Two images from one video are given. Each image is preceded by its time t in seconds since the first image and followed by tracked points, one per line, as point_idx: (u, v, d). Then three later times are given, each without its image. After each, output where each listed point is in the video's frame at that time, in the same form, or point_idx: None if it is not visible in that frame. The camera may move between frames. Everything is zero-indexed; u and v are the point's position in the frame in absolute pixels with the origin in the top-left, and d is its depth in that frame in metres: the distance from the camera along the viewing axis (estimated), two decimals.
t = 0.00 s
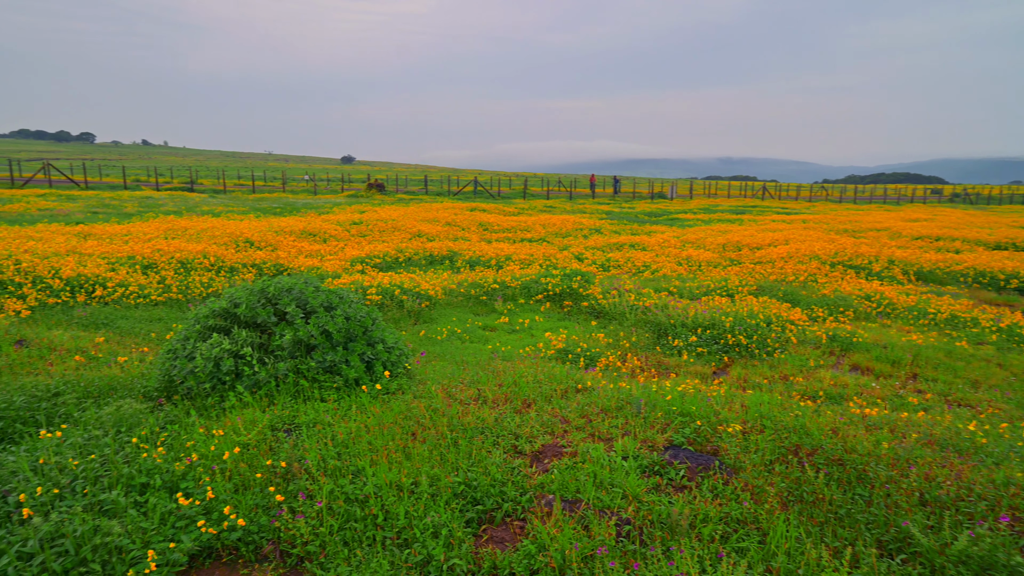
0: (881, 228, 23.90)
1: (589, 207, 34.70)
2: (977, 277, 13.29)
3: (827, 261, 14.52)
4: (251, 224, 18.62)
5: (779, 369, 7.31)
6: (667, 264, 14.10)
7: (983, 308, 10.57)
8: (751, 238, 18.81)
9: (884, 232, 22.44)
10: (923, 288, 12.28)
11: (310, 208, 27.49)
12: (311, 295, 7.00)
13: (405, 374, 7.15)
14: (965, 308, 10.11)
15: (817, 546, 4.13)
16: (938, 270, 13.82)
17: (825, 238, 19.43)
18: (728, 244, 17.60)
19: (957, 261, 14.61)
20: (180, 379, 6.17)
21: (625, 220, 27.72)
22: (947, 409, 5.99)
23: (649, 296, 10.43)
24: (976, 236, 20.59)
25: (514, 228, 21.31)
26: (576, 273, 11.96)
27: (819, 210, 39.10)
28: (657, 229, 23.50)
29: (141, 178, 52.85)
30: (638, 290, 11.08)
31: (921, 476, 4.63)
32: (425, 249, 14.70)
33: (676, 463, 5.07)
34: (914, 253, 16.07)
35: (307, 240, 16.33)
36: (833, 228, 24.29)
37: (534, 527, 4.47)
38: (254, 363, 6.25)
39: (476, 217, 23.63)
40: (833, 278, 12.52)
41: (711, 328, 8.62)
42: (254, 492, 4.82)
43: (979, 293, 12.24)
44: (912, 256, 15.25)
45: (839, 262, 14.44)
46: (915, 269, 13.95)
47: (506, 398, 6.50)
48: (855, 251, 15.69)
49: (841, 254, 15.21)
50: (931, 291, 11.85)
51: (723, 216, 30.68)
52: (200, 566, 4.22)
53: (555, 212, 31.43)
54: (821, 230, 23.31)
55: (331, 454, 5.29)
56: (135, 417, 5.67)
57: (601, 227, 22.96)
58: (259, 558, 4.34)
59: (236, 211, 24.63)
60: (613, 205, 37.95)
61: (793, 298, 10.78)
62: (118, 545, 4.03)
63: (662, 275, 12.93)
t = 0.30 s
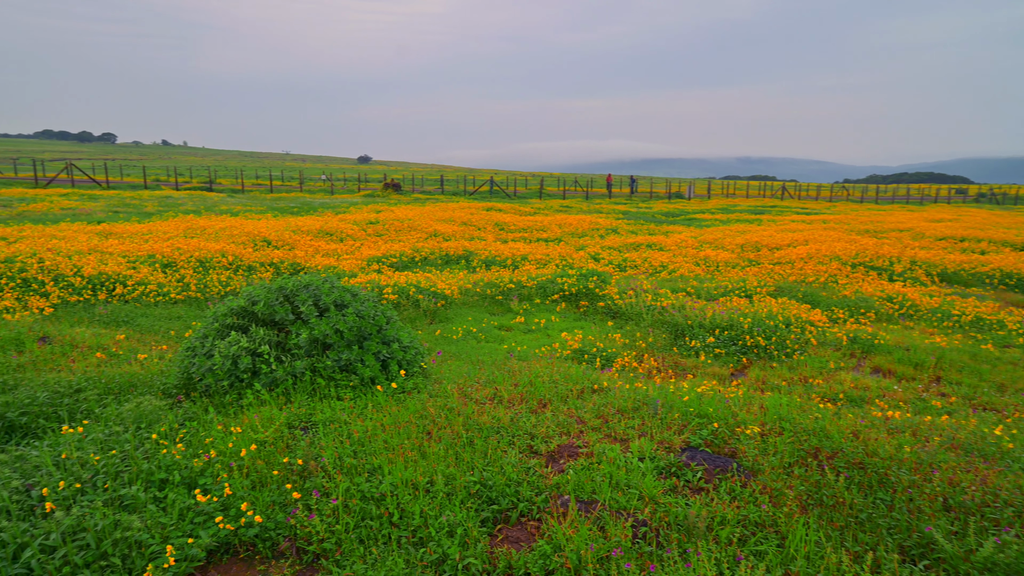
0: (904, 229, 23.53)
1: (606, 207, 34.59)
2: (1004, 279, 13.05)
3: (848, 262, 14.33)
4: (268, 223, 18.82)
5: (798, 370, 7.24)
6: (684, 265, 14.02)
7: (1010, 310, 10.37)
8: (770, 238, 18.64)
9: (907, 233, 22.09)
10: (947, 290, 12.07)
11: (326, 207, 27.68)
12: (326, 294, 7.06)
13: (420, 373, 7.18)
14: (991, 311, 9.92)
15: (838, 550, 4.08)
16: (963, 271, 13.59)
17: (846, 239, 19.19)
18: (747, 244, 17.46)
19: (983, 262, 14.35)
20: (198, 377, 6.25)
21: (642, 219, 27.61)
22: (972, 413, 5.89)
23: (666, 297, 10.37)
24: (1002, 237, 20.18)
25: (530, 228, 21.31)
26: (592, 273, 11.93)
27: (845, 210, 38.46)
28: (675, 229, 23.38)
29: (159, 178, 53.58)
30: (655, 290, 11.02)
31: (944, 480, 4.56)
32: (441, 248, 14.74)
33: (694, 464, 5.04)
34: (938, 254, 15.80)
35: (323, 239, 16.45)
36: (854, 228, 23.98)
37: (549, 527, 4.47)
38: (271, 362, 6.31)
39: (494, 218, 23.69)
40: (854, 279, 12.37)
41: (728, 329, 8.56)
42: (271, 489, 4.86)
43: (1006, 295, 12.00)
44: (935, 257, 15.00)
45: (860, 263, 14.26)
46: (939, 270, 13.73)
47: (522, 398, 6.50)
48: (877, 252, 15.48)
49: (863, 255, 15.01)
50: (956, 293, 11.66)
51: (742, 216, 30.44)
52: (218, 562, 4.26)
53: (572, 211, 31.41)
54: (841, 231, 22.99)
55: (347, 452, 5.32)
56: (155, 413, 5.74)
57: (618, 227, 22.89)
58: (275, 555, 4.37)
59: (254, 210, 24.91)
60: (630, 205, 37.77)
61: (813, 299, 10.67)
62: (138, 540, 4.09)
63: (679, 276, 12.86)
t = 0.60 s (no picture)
0: (928, 230, 23.14)
1: (623, 207, 34.45)
2: None
3: (869, 263, 14.14)
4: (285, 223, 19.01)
5: (818, 373, 7.16)
6: (701, 266, 13.92)
7: None
8: (789, 239, 18.45)
9: (931, 234, 21.70)
10: (972, 292, 11.85)
11: (342, 207, 27.87)
12: (343, 294, 7.11)
13: (436, 372, 7.20)
14: (1019, 314, 9.71)
15: (858, 556, 4.02)
16: (989, 274, 13.33)
17: (867, 240, 18.92)
18: (765, 245, 17.29)
19: (1010, 265, 14.06)
20: (216, 374, 6.33)
21: (658, 220, 27.50)
22: (998, 419, 5.77)
23: (683, 298, 10.30)
24: None
25: (546, 228, 21.29)
26: (608, 274, 11.89)
27: (864, 211, 37.93)
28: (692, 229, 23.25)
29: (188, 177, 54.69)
30: (672, 291, 10.96)
31: (969, 487, 4.48)
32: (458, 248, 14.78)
33: (711, 467, 4.99)
34: (962, 256, 15.51)
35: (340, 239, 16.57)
36: (876, 230, 23.64)
37: (564, 528, 4.45)
38: (288, 360, 6.37)
39: (510, 218, 23.70)
40: (876, 281, 12.19)
41: (746, 330, 8.49)
42: (288, 487, 4.90)
43: None
44: (960, 259, 14.74)
45: (882, 264, 14.05)
46: (963, 273, 13.47)
47: (538, 399, 6.49)
48: (899, 253, 15.25)
49: (885, 257, 14.79)
50: (982, 296, 11.44)
51: (760, 217, 30.15)
52: (235, 558, 4.31)
53: (588, 212, 31.36)
54: (863, 232, 22.63)
55: (363, 451, 5.35)
56: (173, 410, 5.81)
57: (634, 228, 22.79)
58: (291, 552, 4.40)
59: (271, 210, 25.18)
60: (644, 205, 37.57)
61: (833, 301, 10.54)
62: (156, 535, 4.14)
63: (696, 277, 12.77)
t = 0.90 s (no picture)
0: (954, 231, 22.69)
1: (640, 207, 34.29)
2: None
3: (893, 265, 13.91)
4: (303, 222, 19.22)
5: (839, 376, 7.07)
6: (720, 266, 13.82)
7: None
8: (811, 240, 18.22)
9: (958, 236, 21.27)
10: (1001, 295, 11.60)
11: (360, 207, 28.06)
12: (360, 293, 7.18)
13: (453, 372, 7.23)
14: None
15: (880, 562, 3.97)
16: (1018, 276, 13.04)
17: (890, 241, 18.61)
18: (786, 246, 17.09)
19: None
20: (236, 372, 6.42)
21: (676, 220, 27.34)
22: None
23: (701, 299, 10.23)
24: None
25: (563, 228, 21.26)
26: (626, 274, 11.84)
27: (885, 211, 37.33)
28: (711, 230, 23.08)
29: (206, 177, 55.52)
30: (690, 292, 10.89)
31: (996, 493, 4.40)
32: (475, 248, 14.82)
33: (729, 470, 4.96)
34: (990, 257, 15.18)
35: (357, 238, 16.70)
36: (900, 231, 23.26)
37: (581, 529, 4.45)
38: (306, 359, 6.44)
39: (527, 218, 23.70)
40: (901, 283, 11.99)
41: (766, 332, 8.41)
42: (306, 484, 4.96)
43: None
44: (987, 260, 14.43)
45: (907, 266, 13.83)
46: (991, 275, 13.18)
47: (555, 399, 6.50)
48: (923, 255, 14.99)
49: (909, 258, 14.56)
50: (1012, 299, 11.20)
51: (779, 218, 29.83)
52: (253, 554, 4.37)
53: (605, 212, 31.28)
54: (887, 233, 22.23)
55: (380, 449, 5.38)
56: (194, 407, 5.90)
57: (652, 228, 22.68)
58: (309, 549, 4.44)
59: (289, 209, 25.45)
60: (660, 205, 37.33)
61: (856, 303, 10.41)
62: (176, 530, 4.21)
63: (715, 278, 12.69)
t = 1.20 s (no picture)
0: (981, 232, 22.25)
1: (657, 208, 34.11)
2: None
3: (918, 266, 13.69)
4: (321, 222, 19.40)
5: (861, 379, 6.97)
6: (739, 267, 13.70)
7: None
8: (832, 241, 18.00)
9: (985, 237, 20.84)
10: None
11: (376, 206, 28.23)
12: (376, 292, 7.24)
13: (469, 371, 7.25)
14: None
15: (903, 568, 3.91)
16: None
17: (915, 242, 18.32)
18: (807, 247, 16.89)
19: None
20: (254, 370, 6.50)
21: (694, 220, 27.17)
22: None
23: (720, 300, 10.15)
24: None
25: (581, 228, 21.23)
26: (644, 275, 11.79)
27: (907, 211, 36.74)
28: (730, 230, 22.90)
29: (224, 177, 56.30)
30: (709, 293, 10.82)
31: None
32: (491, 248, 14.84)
33: (748, 472, 4.91)
34: (1018, 259, 14.86)
35: (374, 238, 16.82)
36: (925, 231, 22.87)
37: (598, 530, 4.43)
38: (324, 357, 6.50)
39: (544, 218, 23.68)
40: (926, 285, 11.79)
41: (786, 334, 8.34)
42: (323, 481, 5.00)
43: None
44: (1015, 262, 14.13)
45: (932, 267, 13.61)
46: (1020, 277, 12.90)
47: (571, 399, 6.49)
48: (948, 256, 14.73)
49: (934, 260, 14.33)
50: None
51: (799, 218, 29.49)
52: (271, 550, 4.41)
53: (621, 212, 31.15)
54: (911, 234, 21.88)
55: (397, 448, 5.41)
56: (213, 404, 5.97)
57: (670, 228, 22.56)
58: (326, 546, 4.48)
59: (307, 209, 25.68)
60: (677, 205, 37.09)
61: (879, 305, 10.28)
62: (196, 525, 4.27)
63: (735, 278, 12.58)
